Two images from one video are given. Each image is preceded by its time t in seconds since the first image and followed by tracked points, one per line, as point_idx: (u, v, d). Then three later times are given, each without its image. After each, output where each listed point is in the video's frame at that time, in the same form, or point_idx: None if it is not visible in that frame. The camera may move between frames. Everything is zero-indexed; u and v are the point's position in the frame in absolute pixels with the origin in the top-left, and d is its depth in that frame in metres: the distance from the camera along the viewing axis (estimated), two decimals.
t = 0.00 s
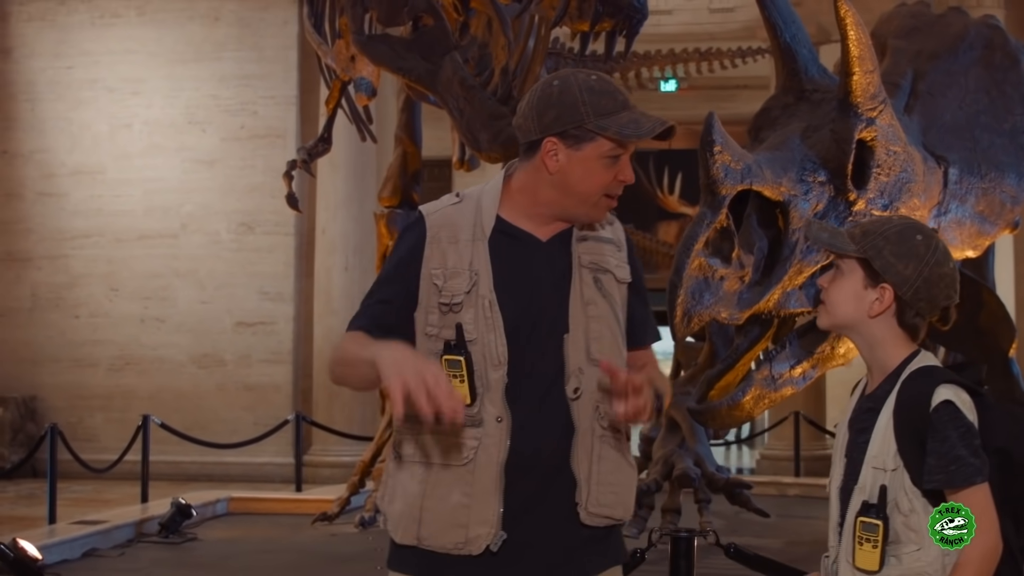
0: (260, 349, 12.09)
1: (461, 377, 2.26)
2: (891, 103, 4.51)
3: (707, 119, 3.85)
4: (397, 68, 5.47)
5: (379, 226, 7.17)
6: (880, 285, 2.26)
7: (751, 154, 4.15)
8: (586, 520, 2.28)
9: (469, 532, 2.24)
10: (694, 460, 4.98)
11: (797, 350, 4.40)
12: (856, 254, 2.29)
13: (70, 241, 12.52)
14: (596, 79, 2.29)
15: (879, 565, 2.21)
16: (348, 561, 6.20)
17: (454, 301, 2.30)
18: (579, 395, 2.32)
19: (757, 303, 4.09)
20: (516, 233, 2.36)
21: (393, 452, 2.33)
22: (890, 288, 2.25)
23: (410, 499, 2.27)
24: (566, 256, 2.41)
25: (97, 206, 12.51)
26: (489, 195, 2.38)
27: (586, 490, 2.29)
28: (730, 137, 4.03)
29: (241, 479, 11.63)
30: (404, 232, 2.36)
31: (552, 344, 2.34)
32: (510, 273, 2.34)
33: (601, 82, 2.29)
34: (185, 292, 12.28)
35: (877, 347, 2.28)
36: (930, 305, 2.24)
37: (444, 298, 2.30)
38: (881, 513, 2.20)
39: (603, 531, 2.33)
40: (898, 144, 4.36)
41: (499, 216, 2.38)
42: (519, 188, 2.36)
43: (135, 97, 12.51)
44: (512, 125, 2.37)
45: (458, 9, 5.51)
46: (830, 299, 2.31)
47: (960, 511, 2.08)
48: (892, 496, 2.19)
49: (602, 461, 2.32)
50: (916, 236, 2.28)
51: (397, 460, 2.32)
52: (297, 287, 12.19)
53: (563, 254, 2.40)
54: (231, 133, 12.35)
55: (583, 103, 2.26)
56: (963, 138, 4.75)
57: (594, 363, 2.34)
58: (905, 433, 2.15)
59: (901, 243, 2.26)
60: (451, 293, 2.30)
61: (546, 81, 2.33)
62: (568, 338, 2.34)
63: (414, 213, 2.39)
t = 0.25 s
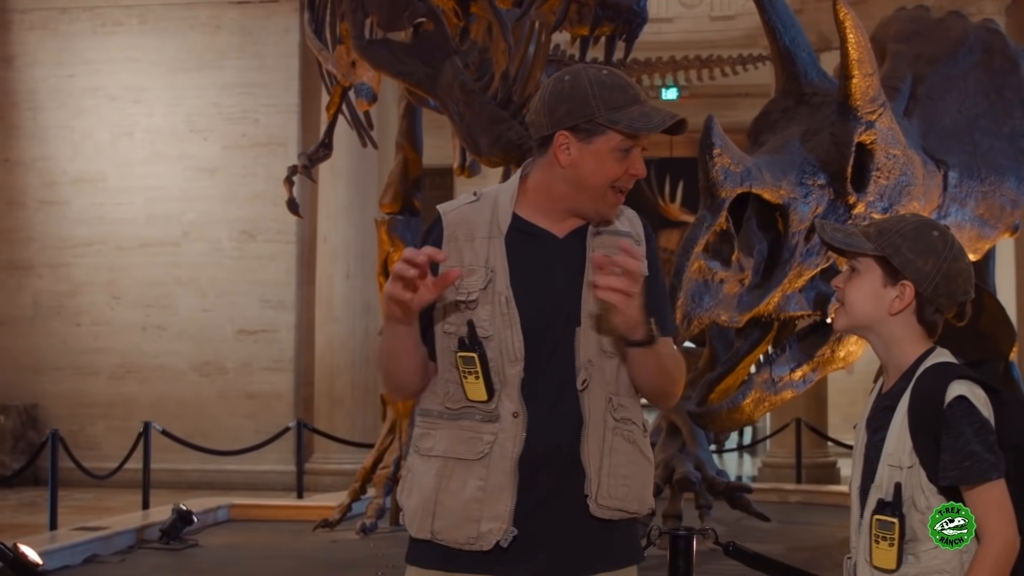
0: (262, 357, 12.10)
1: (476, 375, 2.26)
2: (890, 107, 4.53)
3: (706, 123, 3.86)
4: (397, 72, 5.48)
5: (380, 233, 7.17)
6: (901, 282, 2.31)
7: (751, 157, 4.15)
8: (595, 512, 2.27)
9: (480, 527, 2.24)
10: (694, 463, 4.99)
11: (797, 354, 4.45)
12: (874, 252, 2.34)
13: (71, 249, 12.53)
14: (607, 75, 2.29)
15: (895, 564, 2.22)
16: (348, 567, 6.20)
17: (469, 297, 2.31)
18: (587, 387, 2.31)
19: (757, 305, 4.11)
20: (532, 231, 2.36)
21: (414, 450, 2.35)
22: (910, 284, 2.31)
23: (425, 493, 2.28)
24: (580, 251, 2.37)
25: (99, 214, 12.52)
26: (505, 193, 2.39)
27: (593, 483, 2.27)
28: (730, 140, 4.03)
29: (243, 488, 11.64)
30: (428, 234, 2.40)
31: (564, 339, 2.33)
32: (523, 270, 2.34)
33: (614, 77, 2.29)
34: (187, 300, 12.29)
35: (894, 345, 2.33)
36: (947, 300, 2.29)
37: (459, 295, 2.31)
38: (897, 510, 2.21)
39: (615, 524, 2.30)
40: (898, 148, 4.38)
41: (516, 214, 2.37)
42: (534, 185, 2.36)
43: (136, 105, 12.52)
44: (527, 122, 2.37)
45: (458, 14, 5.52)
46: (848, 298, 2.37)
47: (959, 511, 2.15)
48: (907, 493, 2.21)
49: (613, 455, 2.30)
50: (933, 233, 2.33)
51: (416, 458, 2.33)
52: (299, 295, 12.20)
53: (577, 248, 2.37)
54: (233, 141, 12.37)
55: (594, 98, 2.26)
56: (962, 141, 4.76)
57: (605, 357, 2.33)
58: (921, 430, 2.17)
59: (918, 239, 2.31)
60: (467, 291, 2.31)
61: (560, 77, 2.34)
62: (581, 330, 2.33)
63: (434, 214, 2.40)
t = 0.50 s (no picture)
0: (263, 366, 12.10)
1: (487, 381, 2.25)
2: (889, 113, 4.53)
3: (705, 129, 3.86)
4: (398, 79, 5.50)
5: (380, 240, 7.17)
6: (908, 283, 2.28)
7: (751, 164, 4.17)
8: (598, 515, 2.24)
9: (488, 531, 2.24)
10: (695, 470, 4.98)
11: (797, 360, 4.43)
12: (879, 253, 2.30)
13: (73, 257, 12.53)
14: (622, 76, 2.28)
15: (899, 565, 2.18)
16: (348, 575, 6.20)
17: (482, 303, 2.29)
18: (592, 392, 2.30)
19: (757, 312, 4.10)
20: (546, 235, 2.36)
21: (426, 452, 2.34)
22: (917, 285, 2.27)
23: (435, 496, 2.28)
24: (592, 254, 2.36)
25: (101, 223, 12.53)
26: (518, 196, 2.38)
27: (597, 486, 2.25)
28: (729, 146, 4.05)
29: (243, 496, 11.63)
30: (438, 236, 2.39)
31: (569, 344, 2.33)
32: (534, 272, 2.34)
33: (629, 78, 2.27)
34: (188, 309, 12.29)
35: (896, 346, 2.30)
36: (953, 299, 2.26)
37: (473, 298, 2.30)
38: (899, 512, 2.18)
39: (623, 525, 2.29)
40: (897, 154, 4.38)
41: (529, 218, 2.37)
42: (549, 188, 2.35)
43: (138, 114, 12.53)
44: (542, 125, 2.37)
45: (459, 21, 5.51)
46: (855, 301, 2.33)
47: (959, 511, 2.13)
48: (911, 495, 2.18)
49: (616, 457, 2.28)
50: (936, 232, 2.30)
51: (428, 457, 2.33)
52: (300, 304, 12.20)
53: (590, 252, 2.36)
54: (235, 150, 12.38)
55: (610, 98, 2.25)
56: (962, 148, 4.77)
57: (613, 359, 2.31)
58: (923, 430, 2.15)
59: (924, 239, 2.27)
60: (480, 296, 2.29)
61: (575, 79, 2.32)
62: (588, 337, 2.32)
63: (446, 216, 2.39)
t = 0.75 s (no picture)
0: (263, 376, 12.09)
1: (480, 390, 2.21)
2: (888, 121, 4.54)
3: (704, 138, 3.85)
4: (398, 87, 5.50)
5: (380, 250, 7.17)
6: (909, 292, 2.26)
7: (750, 171, 4.17)
8: (593, 528, 2.23)
9: (470, 536, 2.20)
10: (694, 478, 4.96)
11: (796, 367, 4.45)
12: (878, 264, 2.28)
13: (74, 267, 12.53)
14: (624, 84, 2.24)
15: (893, 566, 2.19)
16: None
17: (478, 309, 2.26)
18: (586, 405, 2.27)
19: (756, 319, 4.10)
20: (546, 244, 2.33)
21: (417, 453, 2.31)
22: (919, 294, 2.25)
23: (421, 498, 2.26)
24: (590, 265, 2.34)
25: (101, 232, 12.54)
26: (518, 201, 2.36)
27: (591, 502, 2.23)
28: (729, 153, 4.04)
29: (243, 506, 11.61)
30: (436, 237, 2.36)
31: (567, 354, 2.30)
32: (531, 278, 2.31)
33: (631, 86, 2.24)
34: (189, 319, 12.29)
35: (902, 352, 2.28)
36: (956, 306, 2.24)
37: (468, 304, 2.27)
38: (895, 513, 2.19)
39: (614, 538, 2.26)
40: (896, 161, 4.40)
41: (528, 225, 2.34)
42: (549, 196, 2.33)
43: (139, 124, 12.55)
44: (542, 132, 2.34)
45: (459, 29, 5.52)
46: (858, 311, 2.31)
47: (959, 511, 2.11)
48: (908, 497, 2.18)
49: (612, 472, 2.26)
50: (935, 238, 2.28)
51: (420, 457, 2.30)
52: (300, 313, 12.19)
53: (588, 263, 2.34)
54: (236, 160, 12.39)
55: (613, 107, 2.22)
56: (961, 156, 4.80)
57: (610, 374, 2.29)
58: (924, 433, 2.14)
59: (923, 248, 2.26)
60: (475, 302, 2.26)
61: (575, 87, 2.29)
62: (585, 350, 2.29)
63: (444, 217, 2.37)
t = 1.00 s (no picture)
0: (264, 390, 12.08)
1: (461, 391, 2.26)
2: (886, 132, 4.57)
3: (701, 148, 3.85)
4: (396, 98, 5.50)
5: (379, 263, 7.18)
6: (916, 292, 2.26)
7: (748, 181, 4.16)
8: (570, 541, 2.32)
9: (444, 539, 2.28)
10: (693, 490, 4.95)
11: (793, 378, 4.46)
12: (884, 265, 2.28)
13: (75, 281, 12.54)
14: (620, 98, 2.26)
15: (889, 569, 2.18)
16: None
17: (461, 311, 2.29)
18: (569, 418, 2.35)
19: (753, 329, 4.10)
20: (532, 251, 2.37)
21: (392, 451, 2.35)
22: (925, 295, 2.25)
23: (396, 495, 2.31)
24: (574, 277, 2.40)
25: (102, 246, 12.55)
26: (508, 205, 2.39)
27: (568, 517, 2.32)
28: (726, 163, 4.05)
29: (243, 520, 11.58)
30: (424, 234, 2.38)
31: (548, 365, 2.36)
32: (517, 284, 2.35)
33: (627, 101, 2.26)
34: (189, 332, 12.28)
35: (907, 358, 2.28)
36: (961, 308, 2.24)
37: (452, 305, 2.30)
38: (895, 516, 2.18)
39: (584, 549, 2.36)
40: (893, 172, 4.41)
41: (517, 229, 2.38)
42: (537, 204, 2.36)
43: (140, 138, 12.56)
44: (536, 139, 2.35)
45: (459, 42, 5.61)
46: (863, 314, 2.30)
47: (960, 511, 2.09)
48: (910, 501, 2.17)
49: (589, 485, 2.35)
50: (940, 242, 2.29)
51: (395, 456, 2.34)
52: (300, 327, 12.18)
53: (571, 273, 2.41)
54: (236, 174, 12.40)
55: (608, 120, 2.23)
56: (960, 167, 4.82)
57: (589, 389, 2.36)
58: (927, 436, 2.14)
59: (928, 248, 2.26)
60: (460, 302, 2.30)
61: (571, 97, 2.30)
62: (566, 362, 2.36)
63: (433, 213, 2.39)
